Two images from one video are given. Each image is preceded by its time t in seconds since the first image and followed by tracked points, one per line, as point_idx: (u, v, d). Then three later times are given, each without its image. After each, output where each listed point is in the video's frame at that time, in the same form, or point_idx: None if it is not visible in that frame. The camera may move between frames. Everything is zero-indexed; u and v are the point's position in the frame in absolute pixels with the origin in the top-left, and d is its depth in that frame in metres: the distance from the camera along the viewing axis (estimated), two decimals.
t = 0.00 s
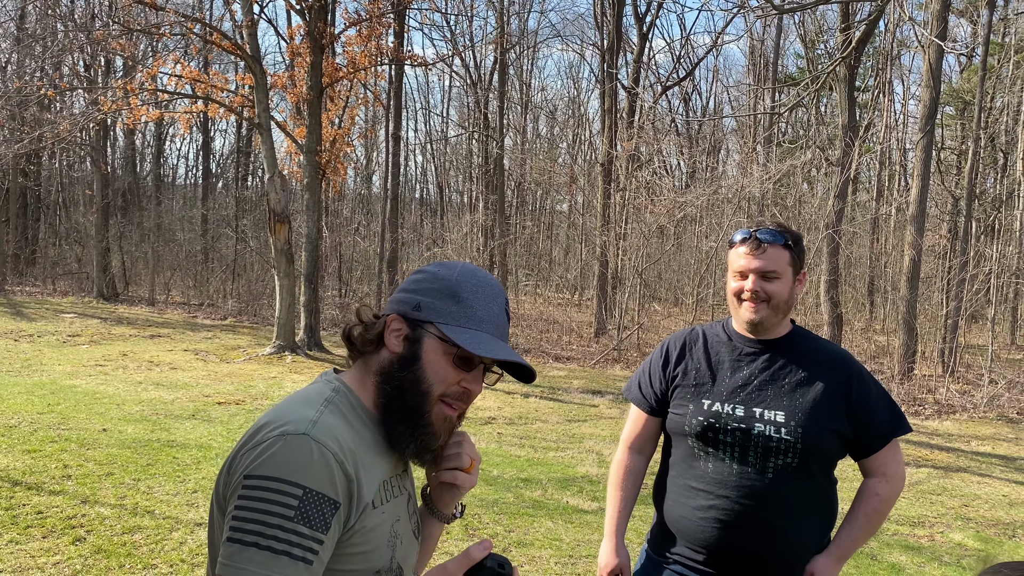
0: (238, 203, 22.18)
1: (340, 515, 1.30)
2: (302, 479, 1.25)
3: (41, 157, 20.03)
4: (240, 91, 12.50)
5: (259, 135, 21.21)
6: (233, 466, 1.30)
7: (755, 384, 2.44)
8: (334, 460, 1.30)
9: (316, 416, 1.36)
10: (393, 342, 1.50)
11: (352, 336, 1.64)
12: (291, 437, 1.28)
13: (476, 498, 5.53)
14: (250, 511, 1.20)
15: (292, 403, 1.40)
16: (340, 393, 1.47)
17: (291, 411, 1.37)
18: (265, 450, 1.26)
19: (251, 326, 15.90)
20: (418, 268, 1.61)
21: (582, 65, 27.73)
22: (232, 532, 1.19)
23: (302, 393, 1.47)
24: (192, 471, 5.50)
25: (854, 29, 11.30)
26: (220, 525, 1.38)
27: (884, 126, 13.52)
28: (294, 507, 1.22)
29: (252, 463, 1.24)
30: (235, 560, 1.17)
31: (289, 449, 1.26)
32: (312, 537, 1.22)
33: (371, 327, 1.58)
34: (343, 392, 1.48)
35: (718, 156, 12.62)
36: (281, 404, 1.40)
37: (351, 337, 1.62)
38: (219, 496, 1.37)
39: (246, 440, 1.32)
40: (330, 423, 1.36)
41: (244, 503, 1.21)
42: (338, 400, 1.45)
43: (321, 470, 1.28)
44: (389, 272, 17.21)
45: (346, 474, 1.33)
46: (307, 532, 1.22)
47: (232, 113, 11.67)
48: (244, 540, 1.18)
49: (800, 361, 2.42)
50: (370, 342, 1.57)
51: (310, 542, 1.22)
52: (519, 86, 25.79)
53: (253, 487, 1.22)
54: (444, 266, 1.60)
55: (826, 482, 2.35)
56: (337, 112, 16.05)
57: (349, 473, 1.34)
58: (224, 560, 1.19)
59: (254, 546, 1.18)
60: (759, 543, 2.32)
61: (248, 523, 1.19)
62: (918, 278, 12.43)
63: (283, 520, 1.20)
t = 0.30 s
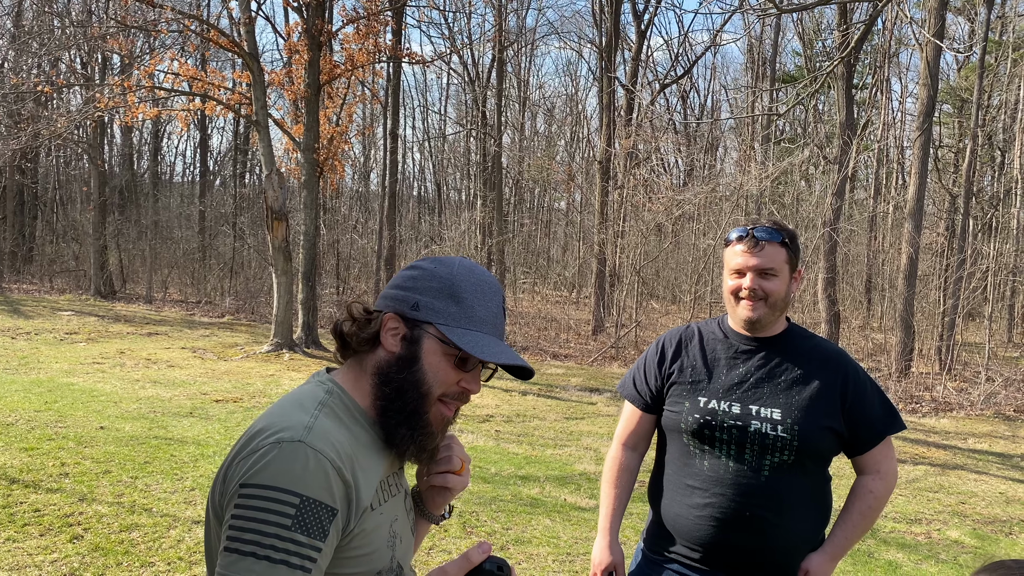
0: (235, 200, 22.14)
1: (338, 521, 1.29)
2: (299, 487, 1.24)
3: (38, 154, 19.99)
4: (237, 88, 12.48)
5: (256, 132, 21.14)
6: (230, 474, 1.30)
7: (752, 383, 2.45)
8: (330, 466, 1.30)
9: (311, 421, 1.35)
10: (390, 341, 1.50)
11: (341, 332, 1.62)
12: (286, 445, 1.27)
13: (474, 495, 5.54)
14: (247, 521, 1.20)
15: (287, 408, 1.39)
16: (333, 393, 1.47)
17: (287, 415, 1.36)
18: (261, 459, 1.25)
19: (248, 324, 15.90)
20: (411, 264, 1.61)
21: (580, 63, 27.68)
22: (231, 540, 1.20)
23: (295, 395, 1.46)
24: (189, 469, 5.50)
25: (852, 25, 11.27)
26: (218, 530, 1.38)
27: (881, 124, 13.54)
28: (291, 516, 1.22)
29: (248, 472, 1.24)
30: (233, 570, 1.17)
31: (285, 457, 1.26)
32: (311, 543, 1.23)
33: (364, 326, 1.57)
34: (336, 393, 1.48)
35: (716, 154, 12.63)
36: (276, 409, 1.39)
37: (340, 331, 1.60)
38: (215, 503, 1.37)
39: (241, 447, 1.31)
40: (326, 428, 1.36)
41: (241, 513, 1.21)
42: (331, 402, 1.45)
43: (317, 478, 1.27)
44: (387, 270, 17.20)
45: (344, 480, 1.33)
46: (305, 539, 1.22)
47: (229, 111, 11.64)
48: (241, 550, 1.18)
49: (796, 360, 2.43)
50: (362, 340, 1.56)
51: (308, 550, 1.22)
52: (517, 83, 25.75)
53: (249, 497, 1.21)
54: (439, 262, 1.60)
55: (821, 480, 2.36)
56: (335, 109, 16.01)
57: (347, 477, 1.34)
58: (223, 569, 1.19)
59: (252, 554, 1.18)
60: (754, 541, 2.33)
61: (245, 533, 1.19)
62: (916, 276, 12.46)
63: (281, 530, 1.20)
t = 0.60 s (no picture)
0: (233, 197, 22.09)
1: (331, 522, 1.29)
2: (287, 490, 1.23)
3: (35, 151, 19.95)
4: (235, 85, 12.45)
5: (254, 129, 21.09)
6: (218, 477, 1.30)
7: (750, 379, 2.45)
8: (319, 468, 1.29)
9: (300, 422, 1.34)
10: (397, 344, 1.49)
11: (332, 328, 1.58)
12: (274, 448, 1.27)
13: (473, 492, 5.54)
14: (236, 526, 1.20)
15: (274, 410, 1.38)
16: (324, 392, 1.46)
17: (276, 417, 1.35)
18: (248, 463, 1.25)
19: (246, 321, 15.88)
20: (413, 259, 1.56)
21: (579, 60, 27.63)
22: (221, 545, 1.20)
23: (286, 395, 1.45)
24: (188, 466, 5.50)
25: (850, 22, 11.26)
26: (210, 531, 1.38)
27: (880, 122, 13.54)
28: (281, 520, 1.21)
29: (236, 477, 1.23)
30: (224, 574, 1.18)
31: (272, 461, 1.25)
32: (302, 546, 1.22)
33: (360, 324, 1.53)
34: (327, 391, 1.47)
35: (714, 151, 12.63)
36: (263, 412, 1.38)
37: (334, 328, 1.56)
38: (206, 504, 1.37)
39: (229, 451, 1.31)
40: (315, 429, 1.35)
41: (231, 518, 1.21)
42: (323, 401, 1.44)
43: (307, 479, 1.26)
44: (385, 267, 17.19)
45: (334, 481, 1.32)
46: (295, 542, 1.22)
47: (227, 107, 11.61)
48: (231, 555, 1.18)
49: (794, 356, 2.43)
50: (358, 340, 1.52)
51: (299, 553, 1.22)
52: (516, 80, 25.72)
53: (237, 502, 1.21)
54: (446, 262, 1.58)
55: (819, 476, 2.37)
56: (333, 106, 15.97)
57: (339, 478, 1.33)
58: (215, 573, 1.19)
59: (243, 560, 1.18)
60: (751, 537, 2.34)
61: (235, 540, 1.19)
62: (914, 273, 12.47)
63: (270, 534, 1.20)
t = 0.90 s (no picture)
0: (231, 194, 22.04)
1: (329, 519, 1.29)
2: (285, 488, 1.23)
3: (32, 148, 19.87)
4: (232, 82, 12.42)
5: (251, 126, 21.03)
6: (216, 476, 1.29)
7: (747, 375, 2.45)
8: (318, 466, 1.29)
9: (297, 420, 1.34)
10: (389, 343, 1.48)
11: (329, 327, 1.58)
12: (272, 446, 1.27)
13: (471, 489, 5.55)
14: (237, 524, 1.20)
15: (271, 408, 1.38)
16: (319, 388, 1.46)
17: (273, 414, 1.35)
18: (245, 462, 1.24)
19: (244, 318, 15.86)
20: (408, 259, 1.57)
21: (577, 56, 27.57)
22: (219, 545, 1.20)
23: (281, 392, 1.45)
24: (185, 463, 5.49)
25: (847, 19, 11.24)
26: (208, 530, 1.38)
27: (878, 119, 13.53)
28: (279, 518, 1.21)
29: (235, 475, 1.23)
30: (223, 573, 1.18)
31: (270, 459, 1.25)
32: (300, 543, 1.22)
33: (359, 325, 1.53)
34: (322, 387, 1.47)
35: (712, 148, 12.62)
36: (259, 411, 1.38)
37: (330, 327, 1.56)
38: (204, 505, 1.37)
39: (226, 450, 1.30)
40: (312, 426, 1.35)
41: (229, 516, 1.21)
42: (319, 398, 1.44)
43: (305, 478, 1.26)
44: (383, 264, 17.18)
45: (332, 478, 1.32)
46: (294, 539, 1.22)
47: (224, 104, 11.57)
48: (230, 554, 1.18)
49: (791, 352, 2.44)
50: (355, 339, 1.52)
51: (298, 551, 1.22)
52: (513, 77, 25.67)
53: (237, 501, 1.21)
54: (440, 261, 1.57)
55: (817, 472, 2.38)
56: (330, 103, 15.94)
57: (337, 476, 1.33)
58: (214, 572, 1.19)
59: (242, 558, 1.18)
60: (750, 533, 2.34)
61: (235, 538, 1.19)
62: (912, 270, 12.48)
63: (269, 531, 1.20)
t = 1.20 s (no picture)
0: (228, 191, 22.00)
1: (304, 510, 1.29)
2: (258, 476, 1.24)
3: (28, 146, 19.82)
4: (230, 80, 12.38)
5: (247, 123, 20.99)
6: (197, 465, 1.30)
7: (740, 369, 2.47)
8: (295, 457, 1.30)
9: (276, 410, 1.35)
10: (357, 328, 1.49)
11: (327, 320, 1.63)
12: (248, 435, 1.27)
13: (470, 486, 5.56)
14: (212, 512, 1.20)
15: (253, 400, 1.38)
16: (303, 380, 1.47)
17: (252, 405, 1.36)
18: (223, 450, 1.25)
19: (242, 316, 15.84)
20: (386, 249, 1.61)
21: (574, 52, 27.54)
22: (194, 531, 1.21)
23: (267, 384, 1.46)
24: (183, 460, 5.49)
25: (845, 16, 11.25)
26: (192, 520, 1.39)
27: (875, 115, 13.54)
28: (252, 506, 1.22)
29: (212, 464, 1.24)
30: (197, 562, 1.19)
31: (246, 449, 1.26)
32: (274, 533, 1.23)
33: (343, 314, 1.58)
34: (307, 379, 1.48)
35: (709, 145, 12.63)
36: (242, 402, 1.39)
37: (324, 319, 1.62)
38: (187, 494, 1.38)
39: (207, 440, 1.31)
40: (290, 416, 1.36)
41: (205, 503, 1.22)
42: (302, 390, 1.44)
43: (280, 468, 1.27)
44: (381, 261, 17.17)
45: (308, 469, 1.32)
46: (266, 528, 1.22)
47: (221, 102, 11.55)
48: (205, 542, 1.19)
49: (786, 346, 2.45)
50: (339, 329, 1.56)
51: (272, 540, 1.22)
52: (511, 74, 25.64)
53: (214, 488, 1.22)
54: (409, 247, 1.58)
55: (814, 468, 2.38)
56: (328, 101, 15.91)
57: (314, 466, 1.33)
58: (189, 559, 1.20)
59: (215, 546, 1.18)
60: (746, 527, 2.34)
61: (209, 525, 1.20)
62: (909, 267, 12.50)
63: (241, 519, 1.21)
